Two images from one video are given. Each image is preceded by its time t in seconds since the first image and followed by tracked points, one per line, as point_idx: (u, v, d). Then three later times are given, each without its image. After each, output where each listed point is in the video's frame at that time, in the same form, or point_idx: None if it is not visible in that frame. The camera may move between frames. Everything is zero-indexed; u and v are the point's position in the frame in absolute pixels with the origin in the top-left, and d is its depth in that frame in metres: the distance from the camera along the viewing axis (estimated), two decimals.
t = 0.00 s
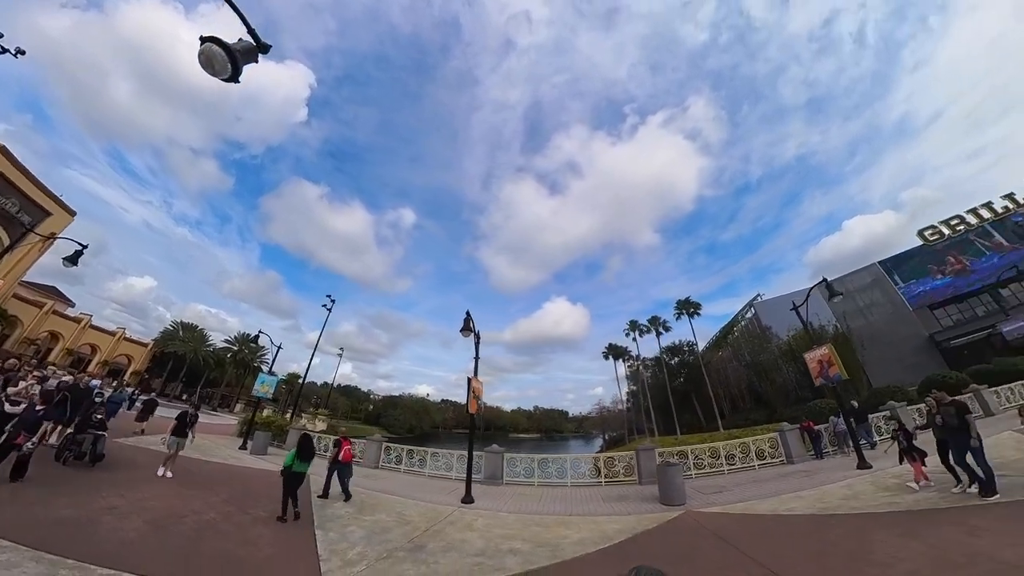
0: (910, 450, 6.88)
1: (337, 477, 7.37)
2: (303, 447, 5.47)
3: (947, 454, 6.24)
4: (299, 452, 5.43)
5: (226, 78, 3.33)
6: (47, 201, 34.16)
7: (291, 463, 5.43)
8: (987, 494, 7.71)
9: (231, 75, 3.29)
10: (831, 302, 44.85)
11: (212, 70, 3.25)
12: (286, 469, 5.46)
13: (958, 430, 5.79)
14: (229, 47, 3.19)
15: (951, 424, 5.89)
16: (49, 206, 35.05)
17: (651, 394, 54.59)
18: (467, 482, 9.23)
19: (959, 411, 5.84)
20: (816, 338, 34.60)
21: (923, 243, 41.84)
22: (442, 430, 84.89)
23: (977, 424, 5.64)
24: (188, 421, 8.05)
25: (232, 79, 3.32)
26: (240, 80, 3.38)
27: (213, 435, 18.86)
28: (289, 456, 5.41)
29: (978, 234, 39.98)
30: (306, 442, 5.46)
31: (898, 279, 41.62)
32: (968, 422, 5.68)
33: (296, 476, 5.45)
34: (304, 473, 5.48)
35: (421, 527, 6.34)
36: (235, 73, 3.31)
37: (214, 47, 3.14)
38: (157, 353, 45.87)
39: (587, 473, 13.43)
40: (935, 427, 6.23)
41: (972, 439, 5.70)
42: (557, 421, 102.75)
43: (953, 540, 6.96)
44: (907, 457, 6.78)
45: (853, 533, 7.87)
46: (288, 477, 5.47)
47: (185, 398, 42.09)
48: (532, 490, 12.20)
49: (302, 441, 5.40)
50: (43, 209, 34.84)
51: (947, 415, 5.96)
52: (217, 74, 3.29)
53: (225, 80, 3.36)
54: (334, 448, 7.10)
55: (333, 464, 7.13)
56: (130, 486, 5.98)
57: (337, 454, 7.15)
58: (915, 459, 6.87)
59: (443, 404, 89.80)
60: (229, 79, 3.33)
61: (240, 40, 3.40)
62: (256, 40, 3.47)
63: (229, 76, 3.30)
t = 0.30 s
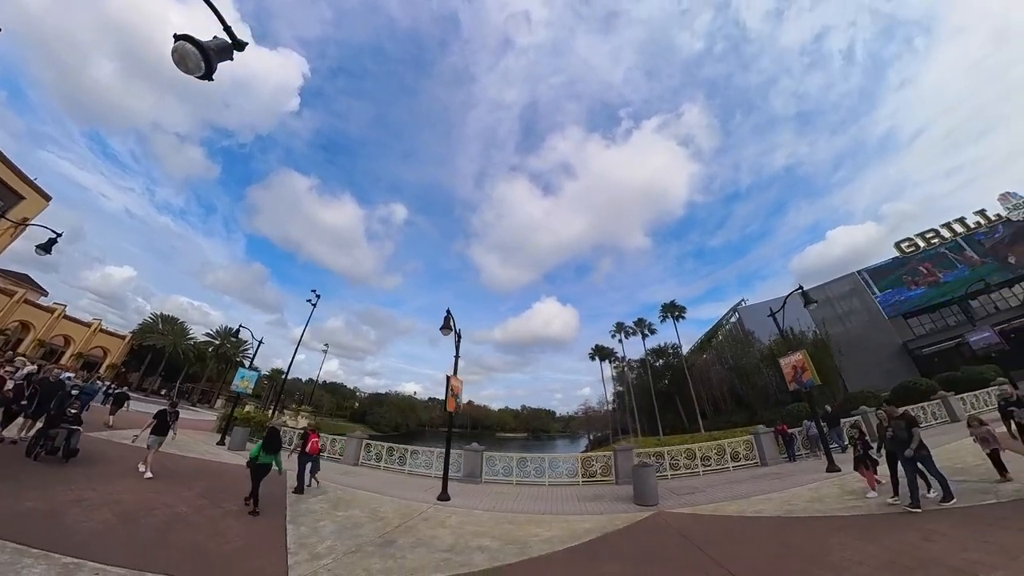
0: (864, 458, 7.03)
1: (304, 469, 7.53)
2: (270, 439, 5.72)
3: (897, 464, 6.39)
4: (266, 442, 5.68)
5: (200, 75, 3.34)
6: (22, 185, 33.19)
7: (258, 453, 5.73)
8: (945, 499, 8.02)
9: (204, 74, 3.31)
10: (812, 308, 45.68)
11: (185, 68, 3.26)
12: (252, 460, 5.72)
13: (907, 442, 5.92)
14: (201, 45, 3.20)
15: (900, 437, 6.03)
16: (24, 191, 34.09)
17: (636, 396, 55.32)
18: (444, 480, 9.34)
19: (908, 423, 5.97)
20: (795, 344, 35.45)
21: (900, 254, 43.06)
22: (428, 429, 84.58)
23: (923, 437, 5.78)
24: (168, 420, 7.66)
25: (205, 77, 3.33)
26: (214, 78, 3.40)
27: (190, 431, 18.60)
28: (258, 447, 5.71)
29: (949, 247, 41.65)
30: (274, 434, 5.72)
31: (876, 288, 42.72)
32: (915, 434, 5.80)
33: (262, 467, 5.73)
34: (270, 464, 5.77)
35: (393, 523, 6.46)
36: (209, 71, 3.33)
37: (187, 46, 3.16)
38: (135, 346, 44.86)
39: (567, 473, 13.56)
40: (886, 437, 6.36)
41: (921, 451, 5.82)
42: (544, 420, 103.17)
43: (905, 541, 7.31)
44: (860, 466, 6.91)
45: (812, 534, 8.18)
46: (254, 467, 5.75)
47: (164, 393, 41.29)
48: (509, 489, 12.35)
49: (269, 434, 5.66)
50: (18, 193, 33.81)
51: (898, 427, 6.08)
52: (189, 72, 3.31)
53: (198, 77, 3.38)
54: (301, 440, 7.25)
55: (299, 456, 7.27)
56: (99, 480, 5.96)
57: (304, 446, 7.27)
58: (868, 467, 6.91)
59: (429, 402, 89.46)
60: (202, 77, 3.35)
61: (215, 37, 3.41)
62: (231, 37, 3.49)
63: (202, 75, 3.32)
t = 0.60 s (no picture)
0: (818, 464, 7.24)
1: (271, 464, 7.66)
2: (239, 430, 5.97)
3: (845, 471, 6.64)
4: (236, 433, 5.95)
5: (175, 74, 3.44)
6: None
7: (227, 442, 5.96)
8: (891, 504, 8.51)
9: (180, 72, 3.41)
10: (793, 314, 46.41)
11: (160, 67, 3.36)
12: (223, 449, 5.99)
13: (855, 450, 6.16)
14: (177, 44, 3.30)
15: (847, 443, 6.29)
16: None
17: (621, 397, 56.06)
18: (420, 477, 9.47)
19: (856, 431, 6.21)
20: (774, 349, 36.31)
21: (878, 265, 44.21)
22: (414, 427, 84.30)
23: (871, 445, 6.03)
24: (146, 414, 7.51)
25: (181, 75, 3.43)
26: (188, 76, 3.49)
27: (168, 426, 18.39)
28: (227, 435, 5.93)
29: (923, 260, 43.01)
30: (243, 425, 6.00)
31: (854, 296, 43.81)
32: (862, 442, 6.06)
33: (230, 457, 5.99)
34: (238, 455, 6.04)
35: (365, 517, 6.60)
36: (183, 69, 3.43)
37: (163, 45, 3.26)
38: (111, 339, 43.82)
39: (544, 472, 13.78)
40: (836, 444, 6.59)
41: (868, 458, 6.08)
42: (530, 419, 103.58)
43: (857, 540, 7.68)
44: (814, 471, 7.14)
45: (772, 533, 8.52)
46: (224, 457, 6.00)
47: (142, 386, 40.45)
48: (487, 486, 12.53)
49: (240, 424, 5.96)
50: None
51: (846, 434, 6.34)
52: (165, 70, 3.41)
53: (174, 76, 3.48)
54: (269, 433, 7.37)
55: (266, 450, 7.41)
56: (68, 472, 5.97)
57: (272, 439, 7.45)
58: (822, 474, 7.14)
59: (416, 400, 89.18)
60: (178, 75, 3.45)
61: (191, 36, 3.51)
62: (208, 36, 3.59)
63: (178, 73, 3.42)
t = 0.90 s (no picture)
0: (775, 473, 7.51)
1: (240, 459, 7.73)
2: (205, 425, 6.04)
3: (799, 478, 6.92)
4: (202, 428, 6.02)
5: (145, 66, 3.47)
6: None
7: (191, 436, 6.02)
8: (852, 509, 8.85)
9: (150, 65, 3.44)
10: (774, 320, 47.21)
11: (130, 59, 3.38)
12: (188, 444, 6.03)
13: (811, 460, 6.41)
14: (147, 37, 3.33)
15: (804, 454, 6.56)
16: None
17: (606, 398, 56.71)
18: (396, 477, 9.53)
19: (812, 442, 6.53)
20: (754, 354, 37.05)
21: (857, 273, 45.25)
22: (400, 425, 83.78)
23: (826, 455, 6.32)
24: (123, 410, 7.33)
25: (152, 67, 3.45)
26: (159, 70, 3.52)
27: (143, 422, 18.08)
28: (191, 431, 5.99)
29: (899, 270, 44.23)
30: (208, 420, 6.06)
31: (833, 304, 44.85)
32: (818, 452, 6.36)
33: (196, 451, 6.06)
34: (204, 448, 6.11)
35: (336, 514, 6.66)
36: (154, 62, 3.45)
37: (132, 37, 3.29)
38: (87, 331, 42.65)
39: (522, 472, 13.94)
40: (794, 455, 6.83)
41: (822, 469, 6.31)
42: (517, 419, 103.85)
43: (816, 541, 7.99)
44: (773, 481, 7.38)
45: (736, 535, 8.81)
46: (189, 451, 6.06)
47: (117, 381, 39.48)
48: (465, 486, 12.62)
49: (206, 419, 6.02)
50: None
51: (804, 446, 6.62)
52: (135, 62, 3.43)
53: (145, 68, 3.50)
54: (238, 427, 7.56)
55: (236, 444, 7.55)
56: (34, 466, 5.94)
57: (241, 434, 7.59)
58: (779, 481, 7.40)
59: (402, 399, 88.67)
60: (149, 67, 3.47)
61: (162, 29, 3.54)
62: (180, 30, 3.63)
63: (149, 65, 3.45)
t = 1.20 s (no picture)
0: (738, 475, 7.72)
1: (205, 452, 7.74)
2: (169, 414, 6.16)
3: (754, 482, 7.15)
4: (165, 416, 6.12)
5: (119, 52, 3.47)
6: None
7: (155, 423, 6.12)
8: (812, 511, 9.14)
9: (124, 50, 3.45)
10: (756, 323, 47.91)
11: (103, 44, 3.39)
12: (150, 431, 6.13)
13: (766, 465, 6.64)
14: (120, 23, 3.34)
15: (761, 458, 6.77)
16: None
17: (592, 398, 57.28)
18: (373, 473, 9.55)
19: (768, 446, 6.73)
20: (736, 357, 37.76)
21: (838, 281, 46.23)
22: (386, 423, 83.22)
23: (778, 459, 6.52)
24: (99, 404, 7.00)
25: (125, 53, 3.46)
26: (133, 56, 3.53)
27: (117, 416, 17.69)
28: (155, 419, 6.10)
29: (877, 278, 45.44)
30: (172, 409, 6.17)
31: (814, 309, 45.82)
32: (772, 456, 6.57)
33: (158, 438, 6.14)
34: (167, 437, 6.20)
35: (310, 509, 6.71)
36: (128, 47, 3.46)
37: (105, 22, 3.30)
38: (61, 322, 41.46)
39: (502, 470, 14.04)
40: (752, 458, 7.08)
41: (775, 474, 6.52)
42: (505, 417, 104.04)
43: (779, 539, 8.27)
44: (734, 483, 7.59)
45: (705, 535, 9.04)
46: (151, 439, 6.14)
47: (92, 374, 38.42)
48: (444, 483, 12.68)
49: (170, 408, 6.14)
50: None
51: (760, 449, 6.85)
52: (109, 48, 3.44)
53: (119, 54, 3.51)
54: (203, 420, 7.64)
55: (200, 436, 7.62)
56: None
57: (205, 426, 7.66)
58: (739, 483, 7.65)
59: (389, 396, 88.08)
60: (122, 53, 3.48)
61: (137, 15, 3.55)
62: (156, 16, 3.64)
63: (123, 51, 3.46)
